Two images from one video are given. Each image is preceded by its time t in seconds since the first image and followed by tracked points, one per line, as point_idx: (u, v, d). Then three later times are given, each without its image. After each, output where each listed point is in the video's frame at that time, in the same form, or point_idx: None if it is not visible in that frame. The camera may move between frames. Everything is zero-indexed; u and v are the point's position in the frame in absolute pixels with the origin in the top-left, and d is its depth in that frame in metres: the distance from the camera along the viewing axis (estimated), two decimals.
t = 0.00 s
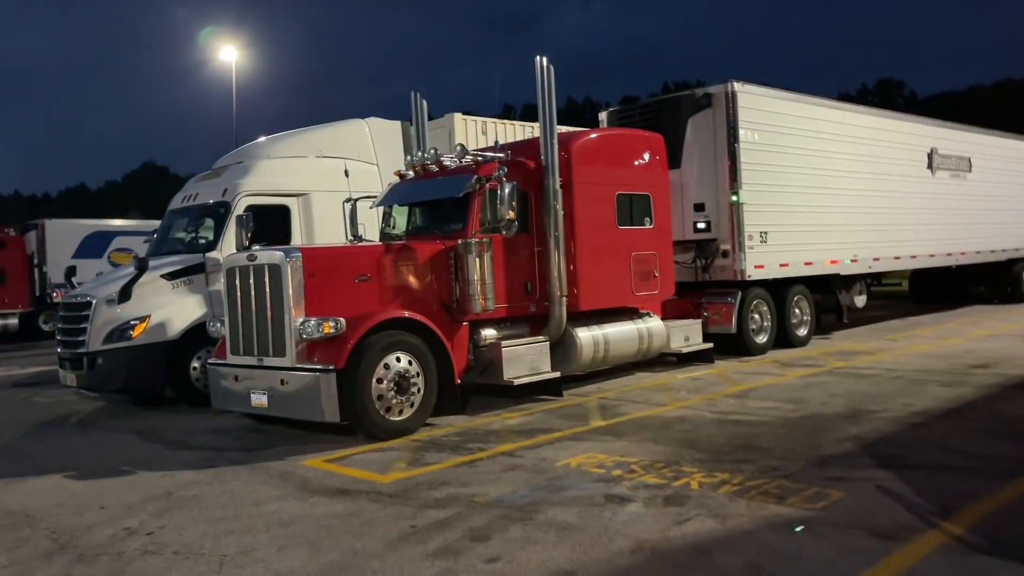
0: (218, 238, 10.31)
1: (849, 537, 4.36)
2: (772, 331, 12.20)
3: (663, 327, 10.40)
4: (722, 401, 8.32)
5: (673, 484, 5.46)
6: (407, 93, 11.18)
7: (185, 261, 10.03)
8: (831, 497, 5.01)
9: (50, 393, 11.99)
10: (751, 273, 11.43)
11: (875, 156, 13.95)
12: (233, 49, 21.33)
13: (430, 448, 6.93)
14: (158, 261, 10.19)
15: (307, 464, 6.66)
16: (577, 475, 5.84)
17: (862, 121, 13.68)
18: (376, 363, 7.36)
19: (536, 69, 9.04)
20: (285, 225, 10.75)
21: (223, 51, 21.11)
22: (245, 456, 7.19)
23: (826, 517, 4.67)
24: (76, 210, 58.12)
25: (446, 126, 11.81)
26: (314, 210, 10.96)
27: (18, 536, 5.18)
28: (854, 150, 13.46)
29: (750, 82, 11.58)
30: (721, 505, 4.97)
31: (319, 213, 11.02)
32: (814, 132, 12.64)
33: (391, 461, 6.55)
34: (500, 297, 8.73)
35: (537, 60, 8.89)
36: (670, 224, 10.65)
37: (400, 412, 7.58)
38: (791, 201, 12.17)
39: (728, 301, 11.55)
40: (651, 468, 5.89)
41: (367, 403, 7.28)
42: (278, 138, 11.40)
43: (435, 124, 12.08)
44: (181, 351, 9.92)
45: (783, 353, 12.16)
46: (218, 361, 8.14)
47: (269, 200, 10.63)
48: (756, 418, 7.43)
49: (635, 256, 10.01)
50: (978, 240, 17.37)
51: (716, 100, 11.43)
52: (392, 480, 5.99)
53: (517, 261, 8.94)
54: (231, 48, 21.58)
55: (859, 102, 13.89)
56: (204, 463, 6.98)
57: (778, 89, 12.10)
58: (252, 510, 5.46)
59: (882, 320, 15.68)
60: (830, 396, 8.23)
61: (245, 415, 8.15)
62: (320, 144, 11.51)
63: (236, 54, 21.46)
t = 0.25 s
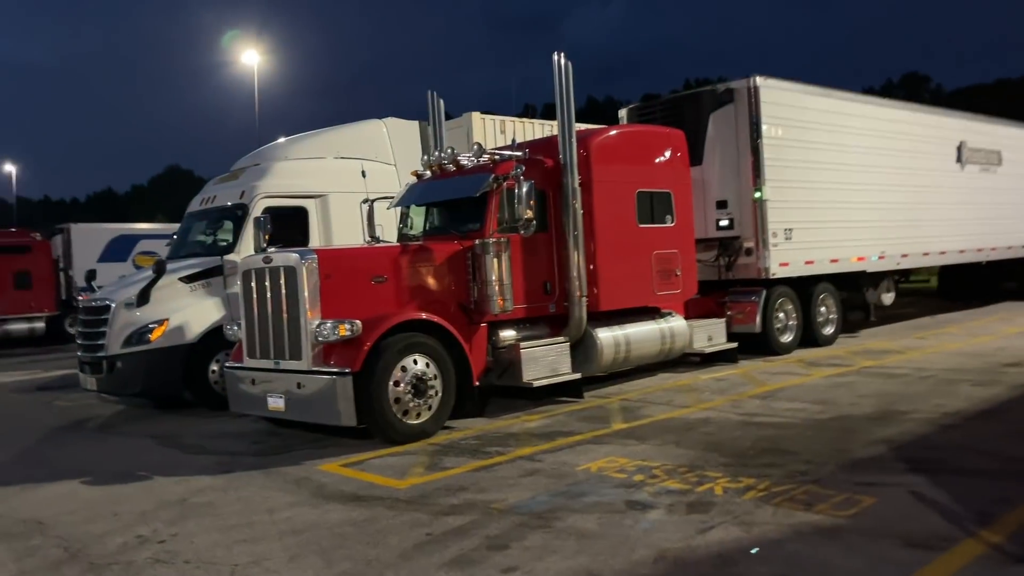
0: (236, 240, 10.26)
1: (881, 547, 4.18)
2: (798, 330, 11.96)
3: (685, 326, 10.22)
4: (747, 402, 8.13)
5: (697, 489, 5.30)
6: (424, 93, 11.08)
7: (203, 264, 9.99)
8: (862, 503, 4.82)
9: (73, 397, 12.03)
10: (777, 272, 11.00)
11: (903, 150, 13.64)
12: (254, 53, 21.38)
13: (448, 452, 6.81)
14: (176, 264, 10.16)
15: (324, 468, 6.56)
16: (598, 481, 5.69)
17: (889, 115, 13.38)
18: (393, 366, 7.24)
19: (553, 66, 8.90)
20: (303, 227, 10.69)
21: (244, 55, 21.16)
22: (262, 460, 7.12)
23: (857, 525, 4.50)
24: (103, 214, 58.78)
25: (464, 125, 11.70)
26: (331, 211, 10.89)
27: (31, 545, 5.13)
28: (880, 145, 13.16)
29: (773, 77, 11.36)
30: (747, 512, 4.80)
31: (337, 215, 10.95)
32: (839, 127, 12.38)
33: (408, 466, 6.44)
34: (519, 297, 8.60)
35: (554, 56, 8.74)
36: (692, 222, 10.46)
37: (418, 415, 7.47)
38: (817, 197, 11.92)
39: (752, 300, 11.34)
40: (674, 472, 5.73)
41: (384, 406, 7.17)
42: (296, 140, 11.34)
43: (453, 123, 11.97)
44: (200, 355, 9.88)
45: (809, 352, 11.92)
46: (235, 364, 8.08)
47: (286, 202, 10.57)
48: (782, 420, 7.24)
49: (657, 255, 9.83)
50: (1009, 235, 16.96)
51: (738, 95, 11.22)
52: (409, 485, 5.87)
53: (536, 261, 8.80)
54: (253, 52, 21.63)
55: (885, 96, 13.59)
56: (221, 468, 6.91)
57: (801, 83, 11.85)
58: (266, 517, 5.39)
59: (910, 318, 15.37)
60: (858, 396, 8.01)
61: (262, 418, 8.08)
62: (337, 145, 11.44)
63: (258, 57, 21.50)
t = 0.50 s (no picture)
0: (258, 237, 10.19)
1: (923, 554, 3.93)
2: (833, 323, 11.61)
3: (715, 320, 9.95)
4: (778, 399, 7.86)
5: (725, 491, 5.07)
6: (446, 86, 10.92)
7: (225, 261, 9.93)
8: (901, 506, 4.57)
9: (100, 395, 12.06)
10: (808, 263, 10.89)
11: (941, 137, 13.18)
12: (283, 51, 21.36)
13: (469, 452, 6.65)
14: (198, 262, 10.11)
15: (342, 468, 6.43)
16: (622, 482, 5.48)
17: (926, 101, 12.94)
18: (413, 363, 7.09)
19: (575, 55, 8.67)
20: (325, 223, 10.58)
21: (273, 53, 21.14)
22: (282, 460, 7.01)
23: (896, 530, 4.24)
24: (138, 214, 59.55)
25: (487, 118, 11.52)
26: (354, 207, 10.77)
27: (44, 547, 5.05)
28: (918, 132, 12.73)
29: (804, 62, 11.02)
30: (778, 516, 4.57)
31: (359, 210, 10.83)
32: (874, 114, 11.98)
33: (428, 466, 6.28)
34: (542, 292, 8.41)
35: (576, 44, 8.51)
36: (721, 213, 10.18)
37: (439, 413, 7.32)
38: (851, 186, 11.56)
39: (784, 293, 11.04)
40: (702, 473, 5.50)
41: (404, 404, 7.02)
42: (317, 136, 11.24)
43: (476, 117, 11.79)
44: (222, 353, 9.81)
45: (844, 346, 11.56)
46: (255, 363, 7.98)
47: (308, 198, 10.47)
48: (816, 417, 6.97)
49: (684, 248, 9.57)
50: None
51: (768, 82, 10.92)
52: (428, 487, 5.72)
53: (560, 254, 8.60)
54: (281, 50, 21.62)
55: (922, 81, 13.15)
56: (239, 468, 6.81)
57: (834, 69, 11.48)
58: (281, 519, 5.26)
59: (950, 310, 14.89)
60: (896, 392, 7.70)
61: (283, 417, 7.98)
62: (359, 140, 11.32)
63: (286, 55, 21.47)
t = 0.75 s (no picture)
0: (269, 235, 10.11)
1: (947, 572, 3.74)
2: (854, 323, 11.36)
3: (733, 321, 9.74)
4: (797, 403, 7.66)
5: (740, 500, 4.89)
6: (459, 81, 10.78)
7: (236, 259, 9.85)
8: (924, 520, 4.37)
9: (113, 392, 12.03)
10: (829, 262, 10.65)
11: (966, 133, 12.85)
12: (302, 48, 21.25)
13: (478, 455, 6.51)
14: (209, 259, 10.04)
15: (348, 471, 6.31)
16: (634, 489, 5.31)
17: (950, 96, 12.63)
18: (422, 364, 6.96)
19: (591, 48, 8.48)
20: (337, 220, 10.46)
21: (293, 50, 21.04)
22: (288, 461, 6.90)
23: (918, 545, 4.05)
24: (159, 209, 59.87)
25: (502, 115, 11.36)
26: (366, 204, 10.65)
27: (43, 551, 4.97)
28: (943, 127, 12.41)
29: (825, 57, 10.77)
30: (795, 528, 4.39)
31: (371, 207, 10.70)
32: (897, 109, 11.70)
33: (435, 470, 6.15)
34: (555, 292, 8.25)
35: (590, 39, 8.33)
36: (739, 211, 9.96)
37: (448, 415, 7.18)
38: (873, 183, 11.29)
39: (804, 292, 10.81)
40: (716, 481, 5.32)
41: (413, 406, 6.89)
42: (330, 132, 11.13)
43: (491, 113, 11.64)
44: (233, 351, 9.73)
45: (865, 347, 11.30)
46: (264, 362, 7.88)
47: (320, 195, 10.35)
48: (836, 422, 6.76)
49: (701, 246, 9.37)
50: None
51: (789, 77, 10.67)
52: (434, 493, 5.58)
53: (573, 253, 8.43)
54: (301, 47, 21.51)
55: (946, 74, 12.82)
56: (245, 470, 6.71)
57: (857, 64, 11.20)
58: (283, 524, 5.15)
59: (975, 310, 14.55)
60: (919, 396, 7.47)
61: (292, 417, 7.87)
62: (372, 137, 11.20)
63: (306, 52, 21.36)
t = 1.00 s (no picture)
0: (271, 228, 9.98)
1: None
2: (864, 325, 11.17)
3: (741, 321, 9.57)
4: (806, 406, 7.48)
5: (746, 508, 4.73)
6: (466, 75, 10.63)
7: (238, 252, 9.73)
8: (937, 532, 4.20)
9: (114, 385, 11.94)
10: (840, 262, 10.47)
11: (982, 132, 12.62)
12: (312, 42, 21.11)
13: (477, 456, 6.36)
14: (210, 252, 9.92)
15: (345, 471, 6.18)
16: (636, 494, 5.15)
17: (965, 94, 12.39)
18: (422, 362, 6.81)
19: (599, 42, 8.31)
20: (340, 215, 10.34)
21: (302, 44, 20.88)
22: (285, 460, 6.77)
23: (931, 558, 3.88)
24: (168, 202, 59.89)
25: (509, 109, 11.21)
26: (370, 198, 10.52)
27: (28, 550, 4.85)
28: (958, 127, 12.18)
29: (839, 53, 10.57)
30: (802, 539, 4.22)
31: (375, 202, 10.58)
32: (912, 107, 11.48)
33: (433, 472, 6.01)
34: (559, 290, 8.09)
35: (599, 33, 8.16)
36: (749, 210, 9.78)
37: (448, 414, 7.04)
38: (886, 183, 11.08)
39: (814, 293, 10.62)
40: (722, 487, 5.16)
41: (412, 405, 6.75)
42: (335, 125, 10.99)
43: (498, 107, 11.49)
44: (233, 346, 9.61)
45: (876, 349, 11.11)
46: (263, 358, 7.75)
47: (323, 189, 10.24)
48: (846, 427, 6.58)
49: (710, 245, 9.19)
50: None
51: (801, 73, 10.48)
52: (430, 495, 5.43)
53: (579, 250, 8.27)
54: (311, 40, 21.36)
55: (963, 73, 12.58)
56: (240, 468, 6.58)
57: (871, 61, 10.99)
58: (275, 526, 5.01)
59: (988, 313, 14.32)
60: (931, 401, 7.29)
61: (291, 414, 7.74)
62: (377, 130, 11.06)
63: (316, 46, 21.20)
